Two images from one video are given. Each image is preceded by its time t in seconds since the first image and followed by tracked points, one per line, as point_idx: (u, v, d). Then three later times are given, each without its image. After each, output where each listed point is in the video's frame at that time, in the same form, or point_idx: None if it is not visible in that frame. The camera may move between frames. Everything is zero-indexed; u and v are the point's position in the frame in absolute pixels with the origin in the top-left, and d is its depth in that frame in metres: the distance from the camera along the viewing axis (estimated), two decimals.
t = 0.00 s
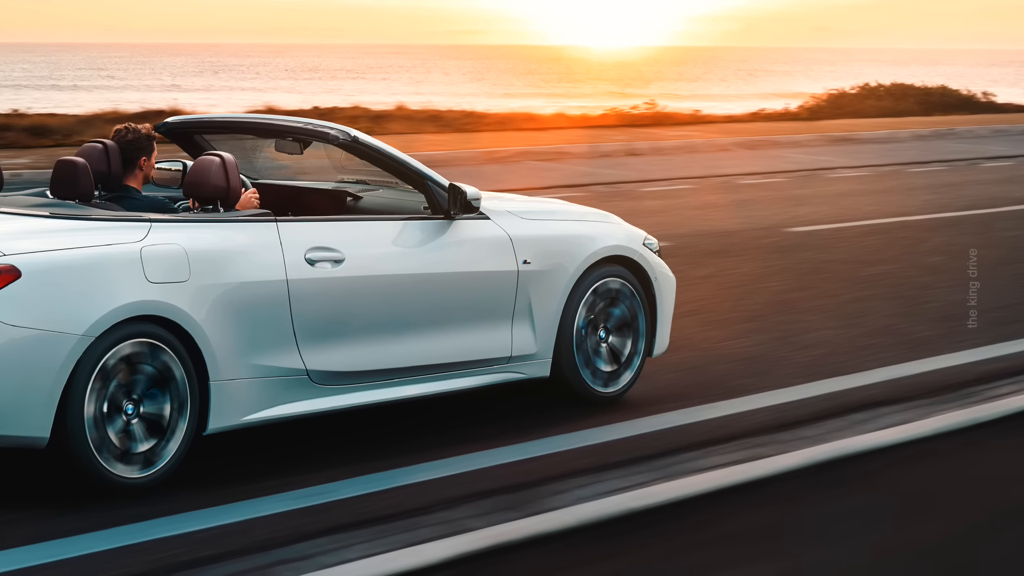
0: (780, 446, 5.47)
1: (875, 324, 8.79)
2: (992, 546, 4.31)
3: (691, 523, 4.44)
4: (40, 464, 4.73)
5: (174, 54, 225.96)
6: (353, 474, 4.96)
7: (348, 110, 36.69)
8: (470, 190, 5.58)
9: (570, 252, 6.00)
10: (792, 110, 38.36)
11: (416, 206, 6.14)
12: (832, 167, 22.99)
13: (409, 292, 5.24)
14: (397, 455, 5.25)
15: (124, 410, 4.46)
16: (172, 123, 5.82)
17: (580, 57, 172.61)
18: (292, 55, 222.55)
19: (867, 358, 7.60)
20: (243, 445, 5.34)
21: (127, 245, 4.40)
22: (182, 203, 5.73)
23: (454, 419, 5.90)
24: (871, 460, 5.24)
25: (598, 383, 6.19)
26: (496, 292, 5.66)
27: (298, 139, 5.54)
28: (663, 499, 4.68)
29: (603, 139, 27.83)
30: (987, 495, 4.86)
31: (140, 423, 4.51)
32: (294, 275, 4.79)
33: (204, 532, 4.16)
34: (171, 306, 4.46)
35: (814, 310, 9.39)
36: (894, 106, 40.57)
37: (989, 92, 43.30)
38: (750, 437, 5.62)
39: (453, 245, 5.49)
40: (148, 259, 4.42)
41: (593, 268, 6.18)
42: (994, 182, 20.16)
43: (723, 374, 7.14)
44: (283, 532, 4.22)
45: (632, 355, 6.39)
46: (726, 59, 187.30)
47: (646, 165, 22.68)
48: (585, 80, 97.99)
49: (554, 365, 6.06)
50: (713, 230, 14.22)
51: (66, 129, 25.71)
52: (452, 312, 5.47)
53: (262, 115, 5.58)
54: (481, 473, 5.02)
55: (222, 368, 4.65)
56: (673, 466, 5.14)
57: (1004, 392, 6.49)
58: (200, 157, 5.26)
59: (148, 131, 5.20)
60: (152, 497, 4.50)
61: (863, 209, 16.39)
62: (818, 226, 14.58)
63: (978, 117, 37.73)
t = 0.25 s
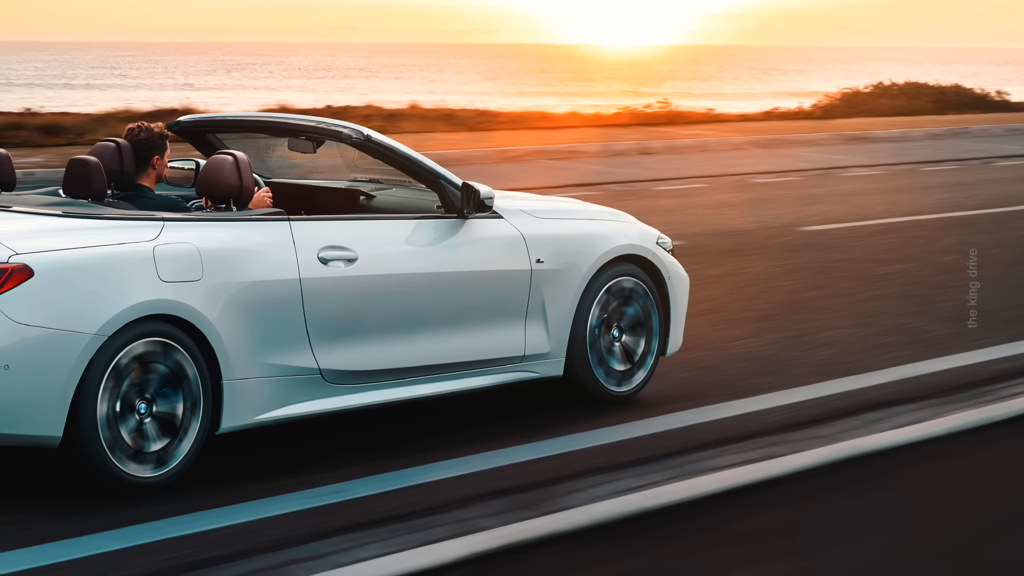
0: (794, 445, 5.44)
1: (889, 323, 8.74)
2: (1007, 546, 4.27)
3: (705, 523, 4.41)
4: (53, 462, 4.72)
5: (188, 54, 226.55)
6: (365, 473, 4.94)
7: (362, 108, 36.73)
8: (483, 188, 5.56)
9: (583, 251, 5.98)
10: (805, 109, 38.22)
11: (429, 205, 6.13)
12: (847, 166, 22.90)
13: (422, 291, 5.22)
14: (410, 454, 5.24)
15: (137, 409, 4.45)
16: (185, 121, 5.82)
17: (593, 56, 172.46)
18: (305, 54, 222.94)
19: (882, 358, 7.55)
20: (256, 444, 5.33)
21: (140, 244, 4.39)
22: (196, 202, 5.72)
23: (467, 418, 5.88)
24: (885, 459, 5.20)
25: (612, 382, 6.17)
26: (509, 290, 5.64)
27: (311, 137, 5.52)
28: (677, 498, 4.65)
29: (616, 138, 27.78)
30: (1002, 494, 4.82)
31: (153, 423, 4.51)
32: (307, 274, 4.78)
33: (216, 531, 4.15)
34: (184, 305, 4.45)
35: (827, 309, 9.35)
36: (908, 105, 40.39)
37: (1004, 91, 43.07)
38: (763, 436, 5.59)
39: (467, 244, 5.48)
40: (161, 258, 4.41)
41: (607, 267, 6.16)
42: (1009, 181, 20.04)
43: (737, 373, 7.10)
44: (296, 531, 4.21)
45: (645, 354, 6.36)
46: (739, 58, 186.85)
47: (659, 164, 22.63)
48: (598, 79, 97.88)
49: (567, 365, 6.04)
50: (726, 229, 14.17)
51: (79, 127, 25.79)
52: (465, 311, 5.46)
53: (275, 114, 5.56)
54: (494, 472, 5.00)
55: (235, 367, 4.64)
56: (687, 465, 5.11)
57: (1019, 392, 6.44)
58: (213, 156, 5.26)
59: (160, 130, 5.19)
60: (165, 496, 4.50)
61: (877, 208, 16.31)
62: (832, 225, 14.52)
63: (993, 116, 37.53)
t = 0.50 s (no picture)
0: (807, 444, 5.40)
1: (904, 322, 8.69)
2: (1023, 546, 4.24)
3: (719, 522, 4.38)
4: (66, 461, 4.72)
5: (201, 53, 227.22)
6: (378, 472, 4.93)
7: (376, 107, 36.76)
8: (496, 187, 5.54)
9: (597, 250, 5.95)
10: (819, 108, 38.09)
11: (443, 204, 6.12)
12: (860, 165, 22.80)
13: (435, 290, 5.21)
14: (423, 454, 5.22)
15: (150, 408, 4.44)
16: (198, 120, 5.81)
17: (606, 54, 172.27)
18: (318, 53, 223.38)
19: (896, 357, 7.50)
20: (269, 443, 5.32)
21: (153, 243, 4.38)
22: (209, 201, 5.72)
23: (480, 417, 5.86)
24: (899, 458, 5.17)
25: (625, 381, 6.14)
26: (522, 290, 5.61)
27: (325, 137, 5.51)
28: (691, 497, 4.63)
29: (630, 137, 27.72)
30: (1017, 494, 4.79)
31: (166, 422, 4.50)
32: (320, 273, 4.77)
33: (229, 531, 4.13)
34: (197, 304, 4.44)
35: (841, 308, 9.29)
36: (922, 104, 40.21)
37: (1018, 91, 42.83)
38: (777, 435, 5.56)
39: (480, 242, 5.46)
40: (174, 258, 4.40)
41: (620, 266, 6.13)
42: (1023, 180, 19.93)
43: (750, 373, 7.07)
44: (309, 530, 4.19)
45: (659, 353, 6.33)
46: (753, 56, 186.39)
47: (673, 162, 22.58)
48: (611, 78, 97.75)
49: (580, 364, 6.01)
50: (740, 228, 14.11)
51: (92, 126, 25.87)
52: (478, 310, 5.43)
53: (289, 113, 5.56)
54: (507, 472, 4.98)
55: (248, 367, 4.62)
56: (700, 464, 5.08)
57: None
58: (226, 155, 5.25)
59: (173, 128, 5.19)
60: (179, 495, 4.49)
61: (891, 207, 16.23)
62: (846, 224, 14.45)
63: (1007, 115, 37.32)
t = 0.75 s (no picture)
0: (821, 443, 5.37)
1: (918, 321, 8.64)
2: None
3: (733, 521, 4.35)
4: (79, 460, 4.71)
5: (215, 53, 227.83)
6: (391, 472, 4.91)
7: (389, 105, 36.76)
8: (510, 186, 5.52)
9: (610, 249, 5.92)
10: (833, 106, 37.93)
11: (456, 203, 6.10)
12: (874, 164, 22.70)
13: (448, 289, 5.19)
14: (435, 453, 5.20)
15: (162, 407, 4.43)
16: (210, 119, 5.84)
17: (620, 53, 172.07)
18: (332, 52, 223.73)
19: (911, 356, 7.46)
20: (283, 443, 5.30)
21: (165, 242, 4.36)
22: (221, 200, 5.71)
23: (493, 417, 5.84)
24: (914, 457, 5.13)
25: (639, 381, 6.11)
26: (535, 288, 5.59)
27: (337, 135, 5.50)
28: (705, 497, 4.60)
29: (643, 136, 27.66)
30: None
31: (178, 421, 4.49)
32: (333, 272, 4.75)
33: (242, 530, 4.12)
34: (210, 303, 4.42)
35: (855, 307, 9.24)
36: (936, 103, 40.01)
37: None
38: (792, 434, 5.52)
39: (493, 241, 5.44)
40: (186, 256, 4.38)
41: (634, 264, 6.10)
42: None
43: (765, 371, 7.03)
44: (322, 529, 4.18)
45: (672, 352, 6.31)
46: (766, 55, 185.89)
47: (686, 161, 22.51)
48: (624, 76, 97.57)
49: (594, 363, 5.98)
50: (754, 227, 14.05)
51: (105, 125, 25.94)
52: (491, 309, 5.41)
53: (301, 112, 5.55)
54: (520, 471, 4.95)
55: (261, 366, 4.61)
56: (713, 463, 5.05)
57: None
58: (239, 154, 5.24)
59: (186, 128, 5.19)
60: (191, 494, 4.48)
61: (905, 206, 16.15)
62: (860, 223, 14.39)
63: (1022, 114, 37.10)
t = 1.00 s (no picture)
0: (836, 442, 5.33)
1: (933, 320, 8.59)
2: None
3: (747, 521, 4.32)
4: (92, 459, 4.71)
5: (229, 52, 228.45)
6: (405, 472, 4.89)
7: (402, 104, 36.79)
8: (523, 185, 5.51)
9: (623, 247, 5.90)
10: (847, 105, 37.78)
11: (469, 202, 6.08)
12: (888, 162, 22.61)
13: (461, 287, 5.17)
14: (448, 452, 5.18)
15: (175, 406, 4.42)
16: (223, 118, 5.85)
17: (634, 52, 171.81)
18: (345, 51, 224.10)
19: (925, 354, 7.41)
20: (296, 442, 5.29)
21: (178, 241, 4.34)
22: (234, 199, 5.71)
23: (506, 416, 5.81)
24: (928, 457, 5.09)
25: (652, 380, 6.08)
26: (549, 288, 5.57)
27: (351, 134, 5.48)
28: (719, 496, 4.57)
29: (657, 135, 27.59)
30: None
31: (191, 420, 4.48)
32: (346, 271, 4.74)
33: (255, 530, 4.11)
34: (223, 302, 4.41)
35: (869, 306, 9.18)
36: (951, 101, 39.81)
37: None
38: (805, 433, 5.49)
39: (506, 240, 5.42)
40: (199, 255, 4.37)
41: (647, 263, 6.07)
42: None
43: (779, 370, 6.99)
44: (334, 529, 4.16)
45: (686, 351, 6.27)
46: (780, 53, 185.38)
47: (699, 160, 22.45)
48: (638, 75, 97.41)
49: (607, 362, 5.96)
50: (768, 226, 13.99)
51: (119, 124, 26.01)
52: (505, 308, 5.39)
53: (315, 111, 5.53)
54: (533, 470, 4.93)
55: (275, 365, 4.60)
56: (727, 463, 5.01)
57: None
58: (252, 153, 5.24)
59: (199, 126, 5.18)
60: (205, 494, 4.46)
61: (920, 205, 16.07)
62: (875, 222, 14.31)
63: None
